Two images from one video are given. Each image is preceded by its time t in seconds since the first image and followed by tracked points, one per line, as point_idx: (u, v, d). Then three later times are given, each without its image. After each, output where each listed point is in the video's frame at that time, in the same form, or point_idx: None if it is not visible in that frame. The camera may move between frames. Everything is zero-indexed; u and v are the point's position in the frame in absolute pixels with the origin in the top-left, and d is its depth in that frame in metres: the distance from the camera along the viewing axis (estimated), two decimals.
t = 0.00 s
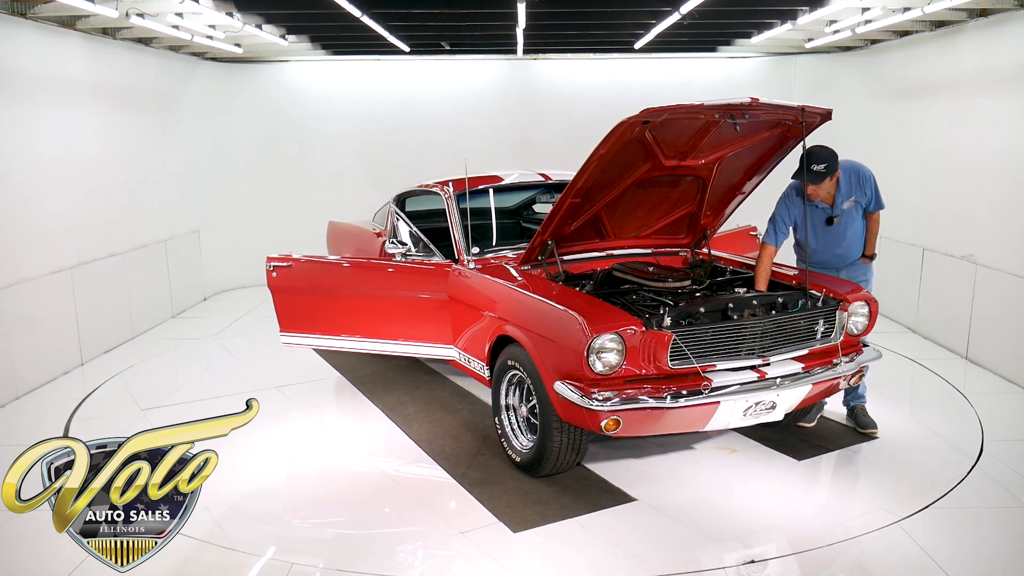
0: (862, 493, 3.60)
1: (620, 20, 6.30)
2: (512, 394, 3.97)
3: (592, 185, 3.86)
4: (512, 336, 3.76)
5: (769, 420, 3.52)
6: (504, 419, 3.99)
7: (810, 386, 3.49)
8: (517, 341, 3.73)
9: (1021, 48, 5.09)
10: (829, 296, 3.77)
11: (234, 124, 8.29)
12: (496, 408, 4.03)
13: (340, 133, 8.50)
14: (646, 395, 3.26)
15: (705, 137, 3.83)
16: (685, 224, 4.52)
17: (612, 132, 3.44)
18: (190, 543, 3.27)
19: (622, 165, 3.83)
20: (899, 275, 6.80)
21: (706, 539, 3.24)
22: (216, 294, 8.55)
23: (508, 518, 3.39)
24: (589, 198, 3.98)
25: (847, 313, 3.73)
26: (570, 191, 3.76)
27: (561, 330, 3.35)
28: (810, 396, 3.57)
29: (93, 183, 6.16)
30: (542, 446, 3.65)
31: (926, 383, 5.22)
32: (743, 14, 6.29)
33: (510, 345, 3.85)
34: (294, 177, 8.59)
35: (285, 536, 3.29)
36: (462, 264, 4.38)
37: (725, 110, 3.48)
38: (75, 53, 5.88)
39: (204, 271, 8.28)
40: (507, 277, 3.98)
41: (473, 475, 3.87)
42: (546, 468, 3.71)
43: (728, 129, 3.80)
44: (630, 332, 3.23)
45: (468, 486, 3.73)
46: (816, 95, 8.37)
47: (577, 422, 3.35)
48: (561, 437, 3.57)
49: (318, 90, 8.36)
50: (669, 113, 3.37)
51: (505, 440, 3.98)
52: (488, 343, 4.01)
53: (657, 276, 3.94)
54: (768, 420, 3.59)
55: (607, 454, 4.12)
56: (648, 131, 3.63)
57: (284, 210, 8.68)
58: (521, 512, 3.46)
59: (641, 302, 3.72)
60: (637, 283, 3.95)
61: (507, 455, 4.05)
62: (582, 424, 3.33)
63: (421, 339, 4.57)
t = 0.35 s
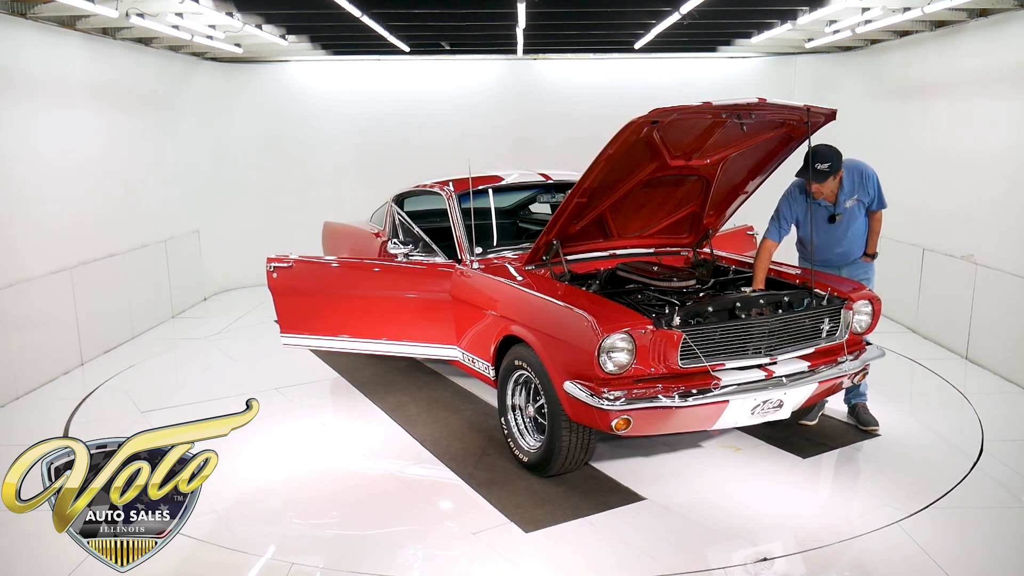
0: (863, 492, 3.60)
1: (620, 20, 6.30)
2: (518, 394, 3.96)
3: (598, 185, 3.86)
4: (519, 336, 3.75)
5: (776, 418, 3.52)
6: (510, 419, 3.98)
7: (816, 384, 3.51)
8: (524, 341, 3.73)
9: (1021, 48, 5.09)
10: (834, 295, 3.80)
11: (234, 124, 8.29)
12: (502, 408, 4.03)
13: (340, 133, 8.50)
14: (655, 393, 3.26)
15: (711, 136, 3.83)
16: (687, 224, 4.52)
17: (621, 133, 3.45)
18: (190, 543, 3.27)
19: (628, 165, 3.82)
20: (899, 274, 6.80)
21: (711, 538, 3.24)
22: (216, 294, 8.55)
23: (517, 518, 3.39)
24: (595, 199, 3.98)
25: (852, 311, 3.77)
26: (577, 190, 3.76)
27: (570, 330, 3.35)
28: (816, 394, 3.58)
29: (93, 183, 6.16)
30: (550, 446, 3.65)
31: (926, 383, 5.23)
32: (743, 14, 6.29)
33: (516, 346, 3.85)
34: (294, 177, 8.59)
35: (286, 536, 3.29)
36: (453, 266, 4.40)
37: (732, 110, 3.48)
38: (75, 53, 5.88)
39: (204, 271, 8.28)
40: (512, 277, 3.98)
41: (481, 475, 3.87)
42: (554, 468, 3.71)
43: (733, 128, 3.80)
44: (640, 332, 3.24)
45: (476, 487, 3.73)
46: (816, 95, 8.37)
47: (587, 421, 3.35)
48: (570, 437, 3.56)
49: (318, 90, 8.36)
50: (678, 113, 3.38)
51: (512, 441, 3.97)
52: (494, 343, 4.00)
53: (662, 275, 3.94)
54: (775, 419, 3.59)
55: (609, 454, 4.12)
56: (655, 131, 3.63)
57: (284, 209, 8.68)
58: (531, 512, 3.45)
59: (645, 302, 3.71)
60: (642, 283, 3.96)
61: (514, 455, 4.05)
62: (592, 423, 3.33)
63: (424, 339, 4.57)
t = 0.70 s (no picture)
0: (863, 492, 3.60)
1: (620, 20, 6.30)
2: (524, 393, 3.97)
3: (604, 185, 3.85)
4: (525, 335, 3.75)
5: (783, 416, 3.51)
6: (517, 419, 3.99)
7: (821, 383, 3.52)
8: (532, 341, 3.73)
9: (1021, 48, 5.09)
10: (838, 295, 3.83)
11: (234, 124, 8.29)
12: (508, 408, 4.03)
13: (340, 133, 8.50)
14: (664, 392, 3.24)
15: (716, 136, 3.83)
16: (690, 224, 4.52)
17: (631, 132, 3.45)
18: (190, 543, 3.27)
19: (634, 165, 3.82)
20: (899, 274, 6.80)
21: (719, 537, 3.24)
22: (216, 294, 8.55)
23: (528, 519, 3.39)
24: (600, 198, 3.97)
25: (856, 310, 3.80)
26: (584, 190, 3.75)
27: (580, 330, 3.34)
28: (821, 392, 3.59)
29: (93, 183, 6.16)
30: (558, 446, 3.64)
31: (926, 383, 5.23)
32: (743, 14, 6.29)
33: (523, 345, 3.85)
34: (294, 177, 8.59)
35: (286, 536, 3.29)
36: (448, 266, 4.43)
37: (739, 110, 3.48)
38: (75, 53, 5.88)
39: (204, 271, 8.28)
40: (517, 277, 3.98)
41: (489, 475, 3.86)
42: (563, 468, 3.71)
43: (740, 128, 3.80)
44: (650, 331, 3.24)
45: (485, 487, 3.72)
46: (816, 95, 8.37)
47: (597, 421, 3.35)
48: (579, 436, 3.56)
49: (318, 90, 8.36)
50: (687, 113, 3.38)
51: (518, 441, 3.97)
52: (500, 343, 4.00)
53: (667, 275, 3.96)
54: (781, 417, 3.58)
55: (610, 454, 4.12)
56: (662, 131, 3.63)
57: (284, 209, 8.68)
58: (541, 512, 3.45)
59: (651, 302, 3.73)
60: (648, 282, 3.97)
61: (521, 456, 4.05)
62: (602, 422, 3.33)
63: (423, 339, 4.58)
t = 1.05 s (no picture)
0: (862, 492, 3.60)
1: (620, 20, 6.30)
2: (530, 393, 3.96)
3: (611, 185, 3.85)
4: (532, 335, 3.75)
5: (789, 415, 3.55)
6: (523, 419, 3.97)
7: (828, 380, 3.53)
8: (539, 341, 3.72)
9: (1021, 48, 5.09)
10: (843, 295, 3.84)
11: (234, 124, 8.29)
12: (514, 408, 4.02)
13: (340, 133, 8.50)
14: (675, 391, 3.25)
15: (722, 136, 3.83)
16: (692, 223, 4.52)
17: (638, 133, 3.46)
18: (190, 543, 3.27)
19: (641, 165, 3.81)
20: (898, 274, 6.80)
21: (726, 536, 3.26)
22: (216, 294, 8.55)
23: (538, 519, 3.38)
24: (607, 198, 3.96)
25: (860, 308, 3.82)
26: (591, 191, 3.75)
27: (589, 330, 3.34)
28: (827, 389, 3.61)
29: (93, 183, 6.16)
30: (566, 446, 3.64)
31: (926, 383, 5.23)
32: (743, 14, 6.29)
33: (530, 345, 3.84)
34: (294, 177, 8.59)
35: (285, 536, 3.29)
36: (436, 266, 4.47)
37: (746, 110, 3.48)
38: (75, 52, 5.88)
39: (204, 271, 8.28)
40: (519, 277, 3.99)
41: (496, 475, 3.85)
42: (571, 468, 3.71)
43: (744, 128, 3.80)
44: (660, 331, 3.24)
45: (493, 488, 3.71)
46: (816, 95, 8.37)
47: (608, 420, 3.35)
48: (588, 436, 3.55)
49: (318, 90, 8.36)
50: (695, 113, 3.38)
51: (526, 441, 3.96)
52: (506, 343, 3.99)
53: (671, 274, 3.97)
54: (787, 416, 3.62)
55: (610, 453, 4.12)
56: (669, 131, 3.62)
57: (284, 210, 8.68)
58: (552, 512, 3.44)
59: (656, 302, 3.73)
60: (652, 281, 3.98)
61: (527, 456, 4.04)
62: (613, 422, 3.33)
63: (414, 339, 4.60)
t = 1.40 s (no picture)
0: (862, 493, 3.60)
1: (620, 20, 6.31)
2: (537, 393, 3.96)
3: (617, 185, 3.84)
4: (540, 334, 3.75)
5: (795, 413, 3.59)
6: (530, 420, 3.98)
7: (834, 379, 3.56)
8: (547, 341, 3.72)
9: (1021, 48, 5.09)
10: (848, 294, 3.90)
11: (233, 124, 8.28)
12: (521, 409, 4.02)
13: (340, 133, 8.50)
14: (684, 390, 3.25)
15: (727, 137, 3.83)
16: (694, 223, 4.53)
17: (647, 132, 3.46)
18: (190, 543, 3.27)
19: (646, 165, 3.81)
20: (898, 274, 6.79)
21: (733, 535, 3.26)
22: (216, 294, 8.55)
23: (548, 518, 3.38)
24: (613, 198, 3.96)
25: (864, 308, 3.86)
26: (598, 190, 3.75)
27: (599, 330, 3.34)
28: (832, 388, 3.64)
29: (93, 183, 6.16)
30: (575, 446, 3.64)
31: (926, 383, 5.23)
32: (743, 14, 6.29)
33: (537, 345, 3.84)
34: (294, 177, 8.59)
35: (284, 536, 3.30)
36: (421, 266, 4.51)
37: (752, 111, 3.48)
38: (75, 52, 5.88)
39: (204, 271, 8.28)
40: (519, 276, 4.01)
41: (503, 476, 3.85)
42: (579, 467, 3.71)
43: (748, 129, 3.80)
44: (670, 330, 3.24)
45: (502, 488, 3.71)
46: (816, 95, 8.37)
47: (618, 420, 3.35)
48: (596, 435, 3.55)
49: (318, 90, 8.36)
50: (704, 113, 3.38)
51: (532, 441, 3.96)
52: (512, 343, 3.99)
53: (676, 274, 3.97)
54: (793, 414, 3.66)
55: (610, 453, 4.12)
56: (676, 132, 3.62)
57: (284, 210, 8.68)
58: (562, 512, 3.45)
59: (661, 301, 3.75)
60: (657, 281, 4.00)
61: (534, 456, 4.04)
62: (623, 421, 3.32)
63: (417, 340, 4.59)
